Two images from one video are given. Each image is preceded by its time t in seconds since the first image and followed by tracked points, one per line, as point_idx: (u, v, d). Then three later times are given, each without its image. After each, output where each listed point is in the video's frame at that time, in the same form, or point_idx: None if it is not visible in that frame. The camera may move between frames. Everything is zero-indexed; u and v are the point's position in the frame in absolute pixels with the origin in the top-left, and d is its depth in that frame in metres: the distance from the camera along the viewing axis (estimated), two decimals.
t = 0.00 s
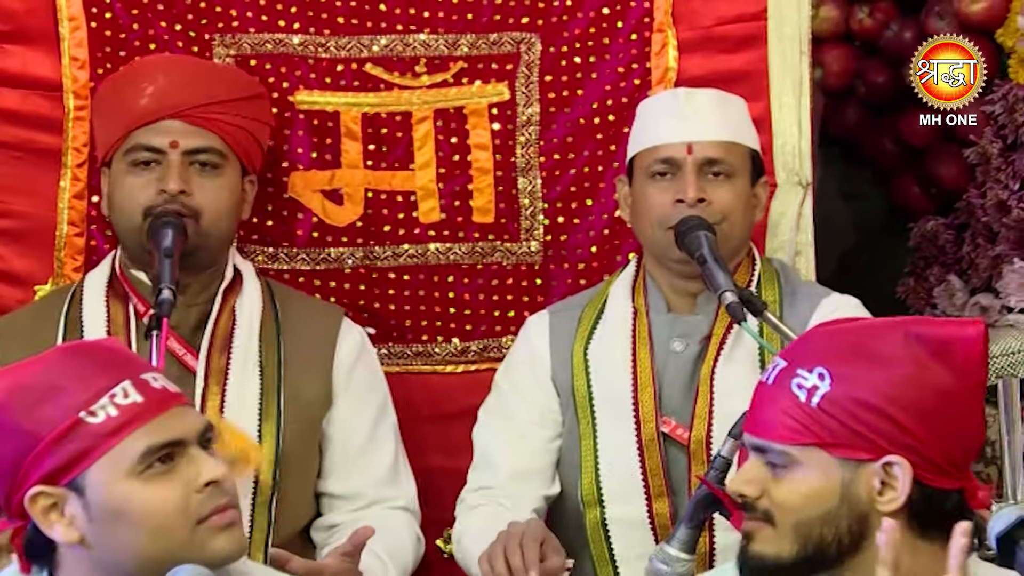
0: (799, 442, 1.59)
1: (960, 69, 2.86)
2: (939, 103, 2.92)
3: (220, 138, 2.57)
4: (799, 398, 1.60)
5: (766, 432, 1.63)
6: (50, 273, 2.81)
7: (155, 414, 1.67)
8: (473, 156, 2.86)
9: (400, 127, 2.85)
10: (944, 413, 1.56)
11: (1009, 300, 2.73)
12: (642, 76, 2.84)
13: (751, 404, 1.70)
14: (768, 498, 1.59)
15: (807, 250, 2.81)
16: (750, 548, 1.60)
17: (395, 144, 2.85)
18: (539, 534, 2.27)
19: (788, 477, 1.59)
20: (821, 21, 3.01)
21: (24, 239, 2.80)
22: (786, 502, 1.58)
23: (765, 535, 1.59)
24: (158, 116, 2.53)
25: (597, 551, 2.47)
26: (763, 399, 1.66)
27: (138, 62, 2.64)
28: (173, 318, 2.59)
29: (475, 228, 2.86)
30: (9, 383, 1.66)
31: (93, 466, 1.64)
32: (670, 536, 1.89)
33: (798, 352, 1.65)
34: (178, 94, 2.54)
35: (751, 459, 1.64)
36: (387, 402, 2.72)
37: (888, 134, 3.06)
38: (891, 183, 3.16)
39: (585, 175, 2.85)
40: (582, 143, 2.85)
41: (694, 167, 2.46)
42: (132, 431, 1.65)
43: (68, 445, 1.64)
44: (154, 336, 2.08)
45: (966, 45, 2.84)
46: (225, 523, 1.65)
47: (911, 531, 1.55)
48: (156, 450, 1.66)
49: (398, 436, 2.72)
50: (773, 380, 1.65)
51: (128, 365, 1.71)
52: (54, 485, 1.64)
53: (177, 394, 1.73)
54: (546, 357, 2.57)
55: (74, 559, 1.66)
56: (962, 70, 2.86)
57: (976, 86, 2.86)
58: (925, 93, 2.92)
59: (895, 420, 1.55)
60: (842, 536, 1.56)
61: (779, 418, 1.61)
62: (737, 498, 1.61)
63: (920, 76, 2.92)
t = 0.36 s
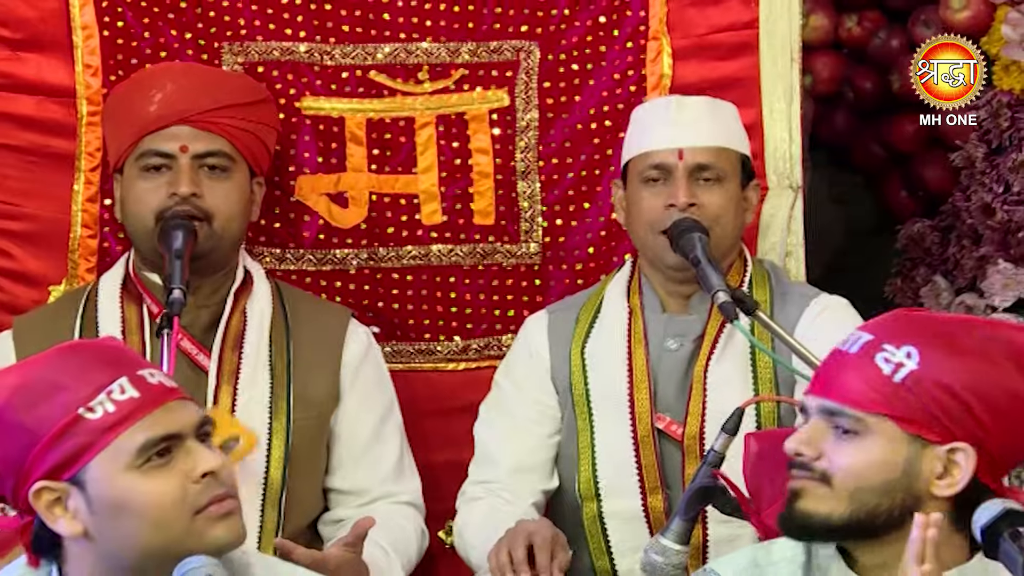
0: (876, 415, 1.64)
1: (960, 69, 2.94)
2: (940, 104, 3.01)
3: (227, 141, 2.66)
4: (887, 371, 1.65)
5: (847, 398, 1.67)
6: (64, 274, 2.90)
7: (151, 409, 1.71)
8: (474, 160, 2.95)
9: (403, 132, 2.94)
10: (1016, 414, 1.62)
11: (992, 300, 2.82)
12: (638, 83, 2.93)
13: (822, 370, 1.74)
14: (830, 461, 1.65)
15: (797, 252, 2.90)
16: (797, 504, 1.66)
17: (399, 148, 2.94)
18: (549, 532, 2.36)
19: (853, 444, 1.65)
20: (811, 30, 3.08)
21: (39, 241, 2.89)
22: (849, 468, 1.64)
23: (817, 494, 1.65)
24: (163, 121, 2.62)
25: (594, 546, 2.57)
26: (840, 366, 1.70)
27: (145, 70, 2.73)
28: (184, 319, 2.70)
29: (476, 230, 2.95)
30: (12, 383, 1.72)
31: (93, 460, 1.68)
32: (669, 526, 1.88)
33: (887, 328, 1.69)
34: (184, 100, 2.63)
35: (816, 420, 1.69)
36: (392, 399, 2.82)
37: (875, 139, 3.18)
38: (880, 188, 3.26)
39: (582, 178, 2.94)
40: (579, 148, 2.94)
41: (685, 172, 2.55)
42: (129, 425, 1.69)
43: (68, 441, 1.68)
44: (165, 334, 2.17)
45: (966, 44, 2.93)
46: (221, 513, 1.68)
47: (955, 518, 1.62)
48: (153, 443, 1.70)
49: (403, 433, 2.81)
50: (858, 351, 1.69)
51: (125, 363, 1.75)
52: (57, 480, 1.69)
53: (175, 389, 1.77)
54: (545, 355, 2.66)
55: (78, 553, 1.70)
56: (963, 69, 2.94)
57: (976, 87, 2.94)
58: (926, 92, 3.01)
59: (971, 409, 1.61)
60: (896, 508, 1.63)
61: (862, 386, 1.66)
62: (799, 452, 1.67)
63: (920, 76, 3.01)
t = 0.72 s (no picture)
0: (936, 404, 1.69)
1: (960, 69, 3.02)
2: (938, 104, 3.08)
3: (232, 145, 2.75)
4: (954, 362, 1.70)
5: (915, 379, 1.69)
6: (77, 274, 2.99)
7: (148, 403, 1.75)
8: (474, 165, 3.05)
9: (406, 137, 3.03)
10: None
11: (976, 300, 2.92)
12: (633, 90, 3.03)
13: (872, 355, 1.75)
14: (883, 443, 1.67)
15: (786, 253, 3.00)
16: (846, 482, 1.66)
17: (401, 152, 3.03)
18: (551, 527, 2.45)
19: (907, 428, 1.68)
20: (799, 38, 3.19)
21: (52, 242, 2.98)
22: (902, 451, 1.66)
23: (869, 474, 1.66)
24: (171, 127, 2.71)
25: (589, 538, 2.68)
26: (899, 351, 1.72)
27: (151, 78, 2.82)
28: (192, 319, 2.78)
29: (476, 231, 3.05)
30: (17, 381, 1.77)
31: (92, 454, 1.73)
32: (660, 520, 1.95)
33: (941, 323, 1.75)
34: (189, 108, 2.73)
35: (866, 403, 1.71)
36: (394, 397, 2.91)
37: (863, 143, 3.28)
38: (865, 190, 3.37)
39: (579, 182, 3.04)
40: (576, 152, 3.04)
41: (670, 180, 2.65)
42: (126, 420, 1.73)
43: (68, 436, 1.73)
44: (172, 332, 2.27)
45: (966, 45, 3.01)
46: (218, 503, 1.72)
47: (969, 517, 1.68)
48: (150, 437, 1.73)
49: (404, 429, 2.91)
50: (921, 339, 1.73)
51: (124, 360, 1.79)
52: (60, 475, 1.74)
53: (173, 383, 1.80)
54: (541, 353, 2.75)
55: (84, 544, 1.76)
56: (962, 69, 3.02)
57: (976, 86, 3.02)
58: (925, 92, 3.09)
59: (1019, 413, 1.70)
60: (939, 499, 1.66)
61: (927, 371, 1.69)
62: (850, 432, 1.67)
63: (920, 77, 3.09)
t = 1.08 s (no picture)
0: (911, 400, 1.77)
1: (960, 69, 3.10)
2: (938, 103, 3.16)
3: (239, 151, 2.85)
4: (915, 358, 1.79)
5: (891, 379, 1.76)
6: (91, 277, 3.09)
7: (157, 396, 1.79)
8: (476, 170, 3.15)
9: (409, 143, 3.13)
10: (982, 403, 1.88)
11: (962, 301, 3.05)
12: (629, 98, 3.14)
13: (829, 359, 1.80)
14: (875, 443, 1.73)
15: (778, 255, 3.10)
16: (849, 485, 1.71)
17: (405, 158, 3.13)
18: (552, 524, 2.55)
19: (892, 426, 1.75)
20: (790, 47, 3.32)
21: (67, 245, 3.08)
22: (896, 447, 1.73)
23: (870, 473, 1.71)
24: (179, 134, 2.81)
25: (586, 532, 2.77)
26: (863, 352, 1.79)
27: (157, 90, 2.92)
28: (202, 320, 2.88)
29: (477, 235, 3.15)
30: (37, 371, 1.82)
31: (103, 445, 1.77)
32: (654, 514, 2.07)
33: (879, 321, 1.84)
34: (197, 117, 2.82)
35: (845, 405, 1.76)
36: (397, 396, 3.00)
37: (852, 150, 3.40)
38: (855, 194, 3.48)
39: (576, 186, 3.13)
40: (574, 158, 3.14)
41: (659, 192, 2.75)
42: (135, 412, 1.78)
43: (81, 427, 1.78)
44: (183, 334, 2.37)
45: (966, 45, 3.09)
46: (222, 496, 1.74)
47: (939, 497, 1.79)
48: (157, 429, 1.77)
49: (407, 428, 3.00)
50: (882, 338, 1.80)
51: (139, 353, 1.83)
52: (73, 463, 1.79)
53: (186, 378, 1.84)
54: (539, 353, 2.85)
55: (99, 530, 1.81)
56: (962, 69, 3.09)
57: (976, 85, 3.10)
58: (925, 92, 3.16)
59: (967, 394, 1.83)
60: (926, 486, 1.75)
61: (892, 364, 1.77)
62: (843, 436, 1.73)
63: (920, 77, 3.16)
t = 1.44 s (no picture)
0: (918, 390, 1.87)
1: (960, 69, 3.19)
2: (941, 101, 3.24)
3: (253, 155, 2.96)
4: (912, 349, 1.89)
5: (907, 374, 1.85)
6: (106, 275, 3.20)
7: (200, 376, 1.83)
8: (477, 172, 3.26)
9: (414, 146, 3.24)
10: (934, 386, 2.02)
11: (947, 298, 3.18)
12: (625, 102, 3.25)
13: (838, 360, 1.86)
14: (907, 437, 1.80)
15: (769, 254, 3.21)
16: (889, 478, 1.77)
17: (409, 160, 3.24)
18: (560, 514, 2.66)
19: (919, 419, 1.83)
20: (782, 54, 3.42)
21: (83, 244, 3.19)
22: (924, 439, 1.79)
23: (907, 467, 1.77)
24: (195, 137, 2.92)
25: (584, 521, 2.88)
26: (873, 350, 1.86)
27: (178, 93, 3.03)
28: (214, 317, 3.00)
29: (479, 234, 3.26)
30: (82, 350, 1.87)
31: (145, 420, 1.81)
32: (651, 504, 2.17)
33: (859, 317, 1.93)
34: (212, 120, 2.94)
35: (869, 402, 1.84)
36: (402, 391, 3.11)
37: (840, 152, 3.52)
38: (843, 196, 3.60)
39: (575, 188, 3.24)
40: (572, 160, 3.25)
41: (657, 191, 2.87)
42: (179, 390, 1.82)
43: (123, 403, 1.82)
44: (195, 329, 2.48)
45: (965, 45, 3.17)
46: (257, 477, 1.79)
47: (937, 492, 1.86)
48: (200, 407, 1.81)
49: (411, 421, 3.11)
50: (885, 334, 1.89)
51: (181, 336, 1.88)
52: (113, 437, 1.83)
53: (226, 363, 1.88)
54: (540, 349, 2.97)
55: (129, 505, 1.83)
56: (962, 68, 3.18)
57: (976, 86, 3.20)
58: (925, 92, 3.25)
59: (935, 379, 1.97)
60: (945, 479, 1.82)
61: (903, 359, 1.86)
62: (879, 432, 1.80)
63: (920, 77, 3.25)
